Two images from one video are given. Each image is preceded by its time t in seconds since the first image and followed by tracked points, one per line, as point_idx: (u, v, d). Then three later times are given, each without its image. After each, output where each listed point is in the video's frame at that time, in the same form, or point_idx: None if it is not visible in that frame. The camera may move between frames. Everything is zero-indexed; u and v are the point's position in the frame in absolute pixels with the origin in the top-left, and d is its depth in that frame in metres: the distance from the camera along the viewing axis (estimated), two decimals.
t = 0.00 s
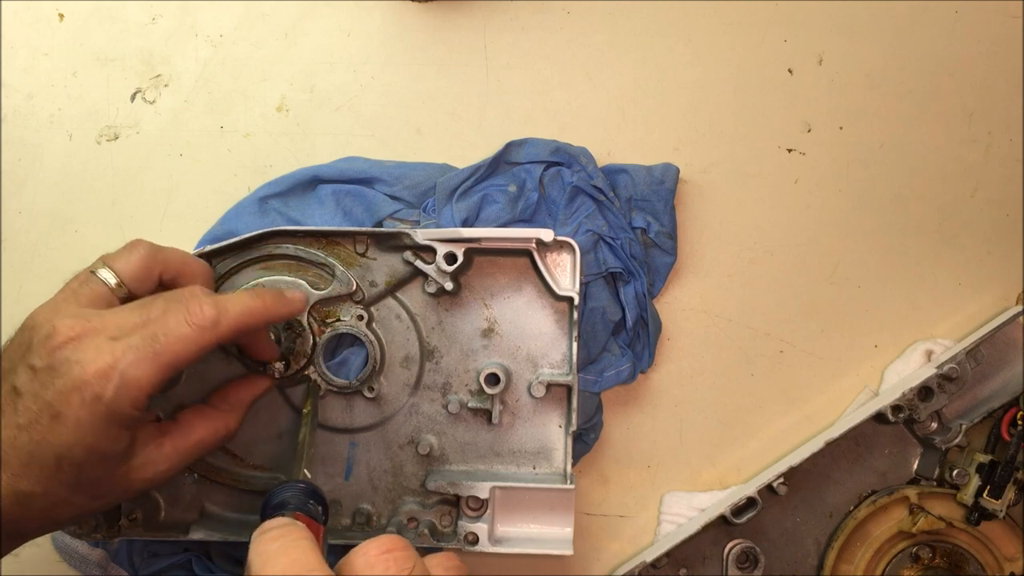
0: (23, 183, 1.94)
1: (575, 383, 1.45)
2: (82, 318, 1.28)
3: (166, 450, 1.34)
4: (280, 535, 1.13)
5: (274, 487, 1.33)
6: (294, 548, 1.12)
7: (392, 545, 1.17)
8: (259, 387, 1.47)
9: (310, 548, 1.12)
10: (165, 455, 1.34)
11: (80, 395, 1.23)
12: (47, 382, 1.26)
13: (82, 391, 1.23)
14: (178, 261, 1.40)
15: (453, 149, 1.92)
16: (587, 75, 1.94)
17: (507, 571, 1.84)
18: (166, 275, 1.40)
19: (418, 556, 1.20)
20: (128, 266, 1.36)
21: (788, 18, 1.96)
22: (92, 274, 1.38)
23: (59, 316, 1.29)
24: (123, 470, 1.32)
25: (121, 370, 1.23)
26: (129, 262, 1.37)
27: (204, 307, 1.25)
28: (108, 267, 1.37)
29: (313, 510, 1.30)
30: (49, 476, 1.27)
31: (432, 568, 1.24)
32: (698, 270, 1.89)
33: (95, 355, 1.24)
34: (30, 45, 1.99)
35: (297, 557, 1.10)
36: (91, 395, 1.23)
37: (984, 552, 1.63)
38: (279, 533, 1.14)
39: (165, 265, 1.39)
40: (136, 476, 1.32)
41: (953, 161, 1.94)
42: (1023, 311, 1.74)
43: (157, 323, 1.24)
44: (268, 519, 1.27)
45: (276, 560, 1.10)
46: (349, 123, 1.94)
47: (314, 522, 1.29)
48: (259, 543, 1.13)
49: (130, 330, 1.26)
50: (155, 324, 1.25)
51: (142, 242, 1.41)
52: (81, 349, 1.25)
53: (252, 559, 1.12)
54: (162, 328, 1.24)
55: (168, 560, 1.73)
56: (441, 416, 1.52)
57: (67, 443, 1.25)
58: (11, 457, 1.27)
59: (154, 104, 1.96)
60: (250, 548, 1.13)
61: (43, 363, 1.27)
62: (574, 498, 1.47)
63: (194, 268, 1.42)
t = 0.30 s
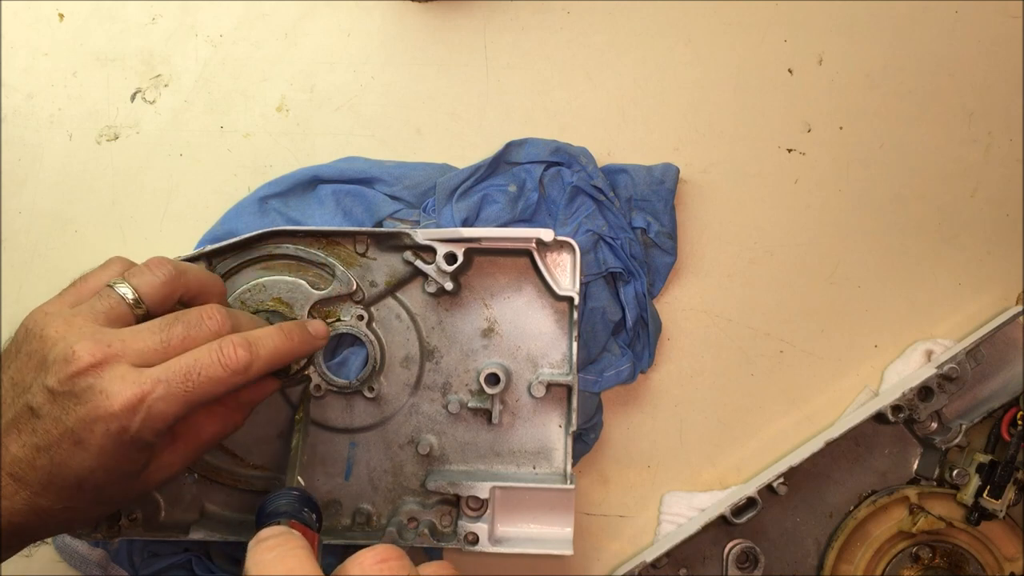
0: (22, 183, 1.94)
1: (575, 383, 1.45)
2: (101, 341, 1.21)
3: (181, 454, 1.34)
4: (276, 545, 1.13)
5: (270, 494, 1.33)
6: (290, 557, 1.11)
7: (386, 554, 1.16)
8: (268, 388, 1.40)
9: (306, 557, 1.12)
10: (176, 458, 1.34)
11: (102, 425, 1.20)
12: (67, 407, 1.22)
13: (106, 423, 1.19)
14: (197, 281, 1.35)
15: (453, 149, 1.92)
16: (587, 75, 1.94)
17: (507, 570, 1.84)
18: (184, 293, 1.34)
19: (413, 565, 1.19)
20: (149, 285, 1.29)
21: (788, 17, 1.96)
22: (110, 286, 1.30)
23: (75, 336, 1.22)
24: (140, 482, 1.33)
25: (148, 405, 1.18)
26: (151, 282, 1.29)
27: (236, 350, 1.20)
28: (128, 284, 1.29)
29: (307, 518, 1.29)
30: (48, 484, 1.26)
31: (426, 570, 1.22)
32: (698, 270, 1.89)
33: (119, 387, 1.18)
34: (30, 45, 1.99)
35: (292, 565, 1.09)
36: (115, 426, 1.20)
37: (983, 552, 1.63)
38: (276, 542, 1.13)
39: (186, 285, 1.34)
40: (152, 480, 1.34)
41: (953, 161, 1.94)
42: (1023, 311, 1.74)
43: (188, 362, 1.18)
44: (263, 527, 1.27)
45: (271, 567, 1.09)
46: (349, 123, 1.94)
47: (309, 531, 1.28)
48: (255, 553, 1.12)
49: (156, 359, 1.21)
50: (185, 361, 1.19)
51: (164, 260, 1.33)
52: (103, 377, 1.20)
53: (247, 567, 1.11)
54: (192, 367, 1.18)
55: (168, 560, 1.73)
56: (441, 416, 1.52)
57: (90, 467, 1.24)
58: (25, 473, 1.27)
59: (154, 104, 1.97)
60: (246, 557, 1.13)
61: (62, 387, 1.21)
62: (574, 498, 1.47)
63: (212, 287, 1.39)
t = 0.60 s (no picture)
0: (22, 183, 1.94)
1: (575, 383, 1.45)
2: (99, 335, 1.21)
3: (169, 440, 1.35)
4: (277, 544, 1.12)
5: (269, 491, 1.33)
6: (291, 557, 1.11)
7: (389, 554, 1.16)
8: (268, 388, 1.46)
9: (307, 557, 1.11)
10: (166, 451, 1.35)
11: (95, 420, 1.20)
12: (62, 399, 1.22)
13: (99, 420, 1.20)
14: (201, 286, 1.36)
15: (453, 149, 1.92)
16: (587, 75, 1.94)
17: (507, 571, 1.84)
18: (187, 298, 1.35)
19: (415, 565, 1.19)
20: (153, 285, 1.29)
21: (788, 18, 1.96)
22: (114, 280, 1.30)
23: (72, 329, 1.22)
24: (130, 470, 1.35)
25: (143, 404, 1.19)
26: (156, 283, 1.29)
27: (232, 355, 1.20)
28: (133, 282, 1.29)
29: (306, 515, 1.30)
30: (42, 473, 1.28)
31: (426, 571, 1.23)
32: (698, 270, 1.89)
33: (114, 384, 1.18)
34: (30, 45, 1.99)
35: (294, 565, 1.09)
36: (108, 422, 1.20)
37: (984, 552, 1.63)
38: (277, 542, 1.13)
39: (190, 289, 1.34)
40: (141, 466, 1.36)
41: (953, 161, 1.94)
42: (1023, 311, 1.74)
43: (184, 365, 1.18)
44: (264, 524, 1.26)
45: (273, 568, 1.08)
46: (349, 123, 1.94)
47: (309, 528, 1.28)
48: (255, 554, 1.12)
49: (153, 358, 1.22)
50: (182, 363, 1.19)
51: (171, 261, 1.33)
52: (99, 372, 1.20)
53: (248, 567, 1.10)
54: (188, 369, 1.18)
55: (168, 560, 1.73)
56: (441, 416, 1.52)
57: (83, 458, 1.26)
58: (17, 460, 1.28)
59: (154, 104, 1.97)
60: (247, 557, 1.12)
61: (56, 378, 1.21)
62: (574, 498, 1.47)
63: (216, 289, 1.40)
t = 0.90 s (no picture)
0: (22, 183, 1.94)
1: (575, 383, 1.45)
2: (91, 358, 1.20)
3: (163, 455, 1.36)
4: (275, 536, 1.12)
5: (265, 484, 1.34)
6: (291, 550, 1.11)
7: (387, 546, 1.16)
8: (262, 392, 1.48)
9: (307, 549, 1.11)
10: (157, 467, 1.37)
11: (89, 442, 1.21)
12: (54, 421, 1.22)
13: (93, 442, 1.21)
14: (194, 303, 1.36)
15: (453, 149, 1.92)
16: (587, 75, 1.94)
17: (507, 571, 1.84)
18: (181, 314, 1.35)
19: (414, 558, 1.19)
20: (147, 304, 1.29)
21: (788, 18, 1.96)
22: (106, 298, 1.28)
23: (65, 350, 1.20)
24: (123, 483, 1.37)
25: (137, 427, 1.20)
26: (150, 303, 1.29)
27: (222, 380, 1.19)
28: (125, 301, 1.28)
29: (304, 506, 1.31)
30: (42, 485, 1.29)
31: (427, 567, 1.23)
32: (698, 270, 1.89)
33: (107, 410, 1.19)
34: (30, 45, 1.99)
35: (293, 558, 1.09)
36: (102, 445, 1.22)
37: (984, 552, 1.63)
38: (275, 535, 1.13)
39: (183, 307, 1.34)
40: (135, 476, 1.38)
41: (953, 161, 1.94)
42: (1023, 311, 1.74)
43: (176, 391, 1.18)
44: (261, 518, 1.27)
45: (273, 561, 1.09)
46: (349, 123, 1.94)
47: (307, 518, 1.28)
48: (255, 547, 1.12)
49: (146, 380, 1.22)
50: (176, 388, 1.19)
51: (163, 280, 1.32)
52: (92, 397, 1.20)
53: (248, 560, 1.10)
54: (182, 394, 1.19)
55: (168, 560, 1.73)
56: (441, 416, 1.52)
57: (79, 475, 1.28)
58: (15, 475, 1.28)
59: (154, 104, 1.97)
60: (246, 550, 1.12)
61: (49, 400, 1.20)
62: (574, 497, 1.47)
63: (209, 302, 1.40)
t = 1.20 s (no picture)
0: (22, 183, 1.94)
1: (575, 383, 1.45)
2: (68, 420, 1.25)
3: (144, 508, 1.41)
4: (284, 546, 1.14)
5: (270, 492, 1.33)
6: (299, 559, 1.12)
7: (395, 556, 1.18)
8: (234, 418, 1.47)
9: (315, 559, 1.12)
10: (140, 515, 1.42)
11: (75, 500, 1.27)
12: (38, 482, 1.27)
13: (80, 498, 1.26)
14: (157, 341, 1.30)
15: (453, 149, 1.92)
16: (587, 75, 1.94)
17: (507, 571, 1.84)
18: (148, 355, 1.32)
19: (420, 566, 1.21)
20: (107, 355, 1.28)
21: (788, 18, 1.96)
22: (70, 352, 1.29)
23: (42, 415, 1.25)
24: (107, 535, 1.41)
25: (122, 481, 1.27)
26: (110, 354, 1.28)
27: (203, 425, 1.31)
28: (86, 355, 1.28)
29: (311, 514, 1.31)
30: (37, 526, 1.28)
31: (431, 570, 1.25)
32: (697, 271, 1.89)
33: (92, 467, 1.25)
34: (30, 45, 1.99)
35: (302, 567, 1.10)
36: (88, 501, 1.27)
37: (984, 551, 1.63)
38: (284, 544, 1.14)
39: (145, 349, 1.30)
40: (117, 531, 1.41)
41: (953, 161, 1.94)
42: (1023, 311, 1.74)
43: (159, 440, 1.28)
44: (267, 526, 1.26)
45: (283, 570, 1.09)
46: (349, 123, 1.94)
47: (314, 528, 1.29)
48: (265, 558, 1.12)
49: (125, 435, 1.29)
50: (157, 439, 1.28)
51: (123, 323, 1.29)
52: (75, 456, 1.25)
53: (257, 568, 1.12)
54: (164, 443, 1.28)
55: (168, 560, 1.73)
56: (441, 416, 1.52)
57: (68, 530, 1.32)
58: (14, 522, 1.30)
59: (154, 104, 1.97)
60: (255, 561, 1.13)
61: (32, 464, 1.25)
62: (574, 497, 1.47)
63: (177, 333, 1.32)
